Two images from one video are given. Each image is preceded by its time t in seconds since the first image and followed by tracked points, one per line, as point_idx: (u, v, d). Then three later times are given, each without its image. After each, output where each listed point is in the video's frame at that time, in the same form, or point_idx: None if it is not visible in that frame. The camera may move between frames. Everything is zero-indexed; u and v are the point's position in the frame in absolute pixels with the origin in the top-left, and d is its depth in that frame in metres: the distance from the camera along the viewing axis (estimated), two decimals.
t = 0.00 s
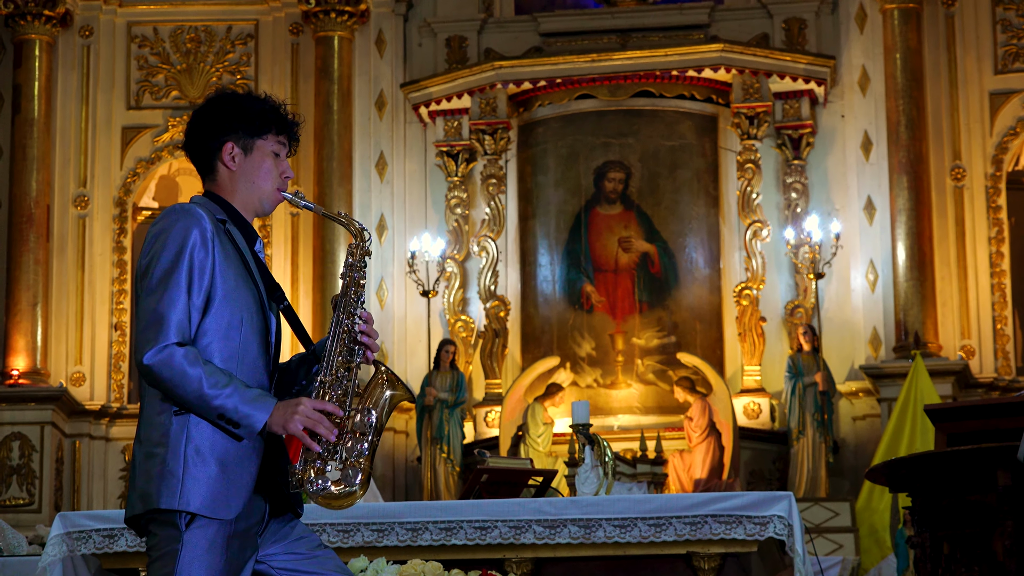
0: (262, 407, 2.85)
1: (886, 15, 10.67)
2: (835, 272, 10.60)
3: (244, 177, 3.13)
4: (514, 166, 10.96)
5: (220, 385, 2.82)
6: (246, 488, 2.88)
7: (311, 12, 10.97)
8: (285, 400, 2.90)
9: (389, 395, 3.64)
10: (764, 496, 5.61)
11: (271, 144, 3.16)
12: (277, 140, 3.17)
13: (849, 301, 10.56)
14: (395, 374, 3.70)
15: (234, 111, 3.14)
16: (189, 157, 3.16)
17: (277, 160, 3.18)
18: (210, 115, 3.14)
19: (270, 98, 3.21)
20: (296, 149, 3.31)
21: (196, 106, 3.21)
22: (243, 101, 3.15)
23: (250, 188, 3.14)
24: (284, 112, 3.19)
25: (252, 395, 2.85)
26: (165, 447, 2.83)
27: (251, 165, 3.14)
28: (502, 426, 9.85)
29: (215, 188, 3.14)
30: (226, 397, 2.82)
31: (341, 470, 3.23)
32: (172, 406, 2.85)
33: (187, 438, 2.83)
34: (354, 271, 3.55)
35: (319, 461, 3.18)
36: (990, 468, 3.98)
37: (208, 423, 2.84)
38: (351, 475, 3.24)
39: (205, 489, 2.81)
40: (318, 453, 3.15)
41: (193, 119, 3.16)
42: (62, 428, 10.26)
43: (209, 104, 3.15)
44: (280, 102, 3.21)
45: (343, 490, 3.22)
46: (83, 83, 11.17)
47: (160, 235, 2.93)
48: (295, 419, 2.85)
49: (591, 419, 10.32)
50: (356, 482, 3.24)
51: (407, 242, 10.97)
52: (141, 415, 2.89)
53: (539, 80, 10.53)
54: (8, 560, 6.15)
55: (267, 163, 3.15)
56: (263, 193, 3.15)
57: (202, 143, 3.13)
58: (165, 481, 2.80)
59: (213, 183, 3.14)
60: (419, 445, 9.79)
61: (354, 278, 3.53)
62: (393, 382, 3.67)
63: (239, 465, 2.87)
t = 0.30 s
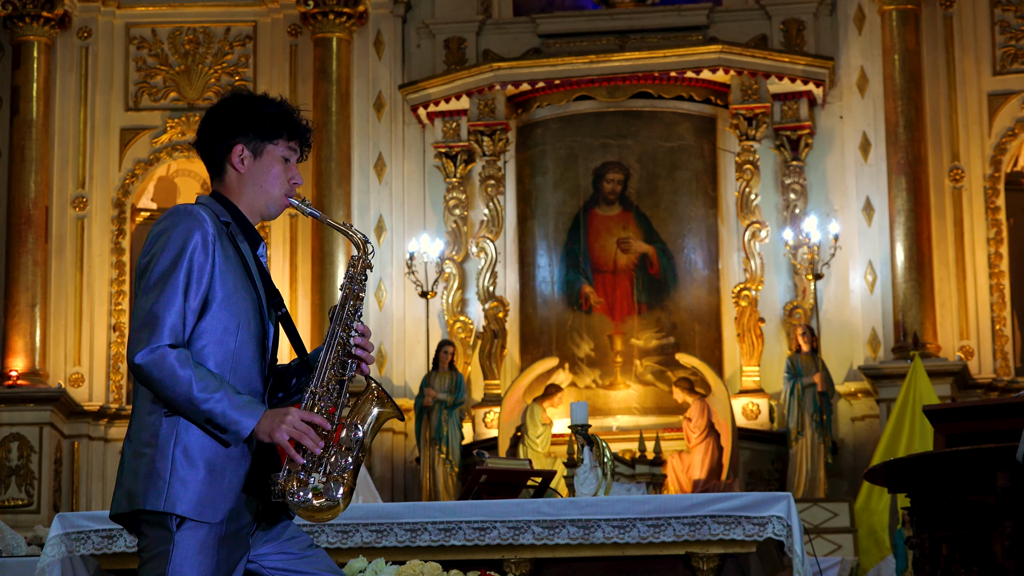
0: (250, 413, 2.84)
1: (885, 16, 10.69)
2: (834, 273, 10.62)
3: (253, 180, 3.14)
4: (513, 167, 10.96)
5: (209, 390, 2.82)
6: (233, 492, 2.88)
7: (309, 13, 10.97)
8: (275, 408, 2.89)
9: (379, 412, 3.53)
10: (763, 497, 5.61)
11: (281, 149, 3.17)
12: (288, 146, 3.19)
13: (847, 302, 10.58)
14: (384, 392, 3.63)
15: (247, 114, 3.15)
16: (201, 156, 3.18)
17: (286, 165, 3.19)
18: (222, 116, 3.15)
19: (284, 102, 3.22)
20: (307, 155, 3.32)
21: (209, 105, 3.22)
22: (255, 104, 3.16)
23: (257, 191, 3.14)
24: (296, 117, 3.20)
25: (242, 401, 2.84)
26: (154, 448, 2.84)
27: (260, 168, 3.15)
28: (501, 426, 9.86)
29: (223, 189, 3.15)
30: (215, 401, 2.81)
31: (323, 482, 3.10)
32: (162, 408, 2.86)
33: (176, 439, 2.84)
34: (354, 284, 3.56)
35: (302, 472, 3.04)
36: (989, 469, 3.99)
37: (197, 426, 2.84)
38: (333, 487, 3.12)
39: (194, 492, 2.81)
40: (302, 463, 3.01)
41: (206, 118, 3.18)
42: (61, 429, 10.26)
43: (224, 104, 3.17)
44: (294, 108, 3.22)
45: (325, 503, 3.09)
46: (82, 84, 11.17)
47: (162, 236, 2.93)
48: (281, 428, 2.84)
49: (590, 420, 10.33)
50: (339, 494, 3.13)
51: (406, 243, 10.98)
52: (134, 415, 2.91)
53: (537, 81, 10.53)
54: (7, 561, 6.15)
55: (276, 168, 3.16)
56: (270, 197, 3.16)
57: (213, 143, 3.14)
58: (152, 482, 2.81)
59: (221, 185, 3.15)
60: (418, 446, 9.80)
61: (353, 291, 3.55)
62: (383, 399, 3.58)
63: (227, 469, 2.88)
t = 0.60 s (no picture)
0: (244, 417, 2.83)
1: (886, 16, 10.69)
2: (835, 273, 10.61)
3: (265, 184, 3.15)
4: (514, 167, 10.96)
5: (205, 391, 2.81)
6: (227, 494, 2.88)
7: (311, 13, 10.98)
8: (270, 414, 2.88)
9: (370, 426, 3.52)
10: (765, 498, 5.62)
11: (296, 155, 3.17)
12: (304, 153, 3.19)
13: (849, 302, 10.57)
14: (378, 409, 3.57)
15: (265, 118, 3.15)
16: (216, 157, 3.18)
17: (300, 172, 3.19)
18: (243, 117, 3.14)
19: (303, 108, 3.23)
20: (322, 162, 3.32)
21: (227, 107, 3.22)
22: (275, 108, 3.16)
23: (269, 196, 3.15)
24: (314, 125, 3.20)
25: (237, 405, 2.83)
26: (148, 446, 2.84)
27: (274, 173, 3.15)
28: (502, 427, 9.80)
29: (234, 191, 3.15)
30: (210, 403, 2.81)
31: (312, 492, 3.04)
32: (158, 406, 2.87)
33: (171, 438, 2.84)
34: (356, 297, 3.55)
35: (292, 479, 3.01)
36: (990, 469, 3.99)
37: (192, 427, 2.84)
38: (321, 497, 3.06)
39: (188, 493, 2.81)
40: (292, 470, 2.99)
41: (224, 119, 3.18)
42: (62, 429, 10.26)
43: (243, 105, 3.17)
44: (313, 115, 3.22)
45: (312, 513, 3.02)
46: (84, 84, 11.17)
47: (168, 234, 2.94)
48: (274, 434, 2.83)
49: (592, 420, 10.32)
50: (326, 506, 3.05)
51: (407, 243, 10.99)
52: (130, 411, 2.91)
53: (539, 81, 10.53)
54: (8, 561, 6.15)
55: (289, 174, 3.16)
56: (281, 203, 3.16)
57: (229, 145, 3.14)
58: (145, 481, 2.81)
59: (234, 187, 3.16)
60: (420, 446, 9.80)
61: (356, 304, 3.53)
62: (377, 414, 3.57)
63: (221, 471, 2.87)
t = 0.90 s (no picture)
0: (241, 418, 2.83)
1: (887, 17, 10.69)
2: (837, 274, 10.61)
3: (271, 187, 3.15)
4: (516, 168, 10.97)
5: (203, 392, 2.81)
6: (224, 495, 2.88)
7: (312, 13, 10.98)
8: (267, 416, 2.87)
9: (370, 431, 3.48)
10: (766, 498, 5.62)
11: (302, 159, 3.18)
12: (310, 157, 3.20)
13: (850, 303, 10.57)
14: (377, 415, 3.55)
15: (272, 120, 3.15)
16: (222, 158, 3.18)
17: (306, 176, 3.20)
18: (250, 119, 3.15)
19: (310, 112, 3.23)
20: (328, 166, 3.33)
21: (234, 108, 3.22)
22: (283, 111, 3.17)
23: (274, 199, 3.16)
24: (321, 130, 3.21)
25: (235, 406, 2.83)
26: (146, 446, 2.85)
27: (280, 176, 3.16)
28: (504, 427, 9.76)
29: (239, 193, 3.15)
30: (208, 404, 2.81)
31: (308, 496, 3.02)
32: (156, 407, 2.87)
33: (169, 439, 2.85)
34: (358, 302, 3.54)
35: (288, 483, 2.99)
36: (991, 469, 3.99)
37: (189, 428, 2.84)
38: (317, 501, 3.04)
39: (185, 494, 2.81)
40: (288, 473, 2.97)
41: (231, 120, 3.18)
42: (63, 429, 10.25)
43: (251, 107, 3.17)
44: (320, 119, 3.23)
45: (308, 517, 3.00)
46: (85, 84, 11.17)
47: (171, 235, 2.94)
48: (272, 437, 2.81)
49: (593, 421, 10.33)
50: (322, 510, 3.03)
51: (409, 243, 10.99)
52: (129, 410, 2.92)
53: (540, 82, 10.53)
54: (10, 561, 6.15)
55: (295, 177, 3.17)
56: (286, 206, 3.17)
57: (236, 147, 3.15)
58: (142, 481, 2.81)
59: (239, 188, 3.16)
60: (421, 447, 9.79)
61: (357, 308, 3.52)
62: (376, 420, 3.53)
63: (217, 472, 2.88)
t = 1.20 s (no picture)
0: (245, 416, 2.83)
1: (894, 13, 10.65)
2: (843, 270, 10.65)
3: (277, 185, 3.16)
4: (522, 165, 10.99)
5: (207, 390, 2.82)
6: (229, 493, 2.90)
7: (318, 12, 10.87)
8: (271, 414, 2.88)
9: (374, 431, 3.50)
10: (773, 495, 5.62)
11: (309, 158, 3.19)
12: (317, 156, 3.20)
13: (857, 299, 10.60)
14: (382, 414, 3.56)
15: (280, 118, 3.16)
16: (229, 155, 3.19)
17: (312, 175, 3.20)
18: (258, 117, 3.15)
19: (319, 111, 3.24)
20: (335, 165, 3.34)
21: (243, 105, 3.23)
22: (291, 110, 3.17)
23: (281, 198, 3.17)
24: (328, 129, 3.22)
25: (239, 404, 2.84)
26: (150, 443, 2.86)
27: (287, 175, 3.17)
28: (511, 423, 9.92)
29: (246, 191, 3.16)
30: (212, 401, 2.82)
31: (311, 495, 3.04)
32: (161, 405, 2.88)
33: (173, 437, 2.86)
34: (363, 302, 3.55)
35: (292, 481, 3.00)
36: (998, 466, 4.00)
37: (194, 426, 2.85)
38: (319, 500, 3.06)
39: (190, 492, 2.82)
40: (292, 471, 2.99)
41: (239, 117, 3.19)
42: (70, 427, 10.27)
43: (260, 105, 3.17)
44: (328, 119, 3.24)
45: (311, 516, 3.02)
46: (91, 83, 11.18)
47: (178, 233, 2.95)
48: (275, 435, 2.83)
49: (599, 418, 10.34)
50: (324, 509, 3.05)
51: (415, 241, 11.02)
52: (133, 408, 2.93)
53: (546, 79, 10.53)
54: (18, 557, 6.17)
55: (302, 176, 3.17)
56: (293, 205, 3.18)
57: (244, 145, 3.15)
58: (146, 478, 2.82)
59: (246, 186, 3.17)
60: (428, 444, 9.80)
61: (363, 308, 3.53)
62: (380, 419, 3.54)
63: (222, 469, 2.89)
